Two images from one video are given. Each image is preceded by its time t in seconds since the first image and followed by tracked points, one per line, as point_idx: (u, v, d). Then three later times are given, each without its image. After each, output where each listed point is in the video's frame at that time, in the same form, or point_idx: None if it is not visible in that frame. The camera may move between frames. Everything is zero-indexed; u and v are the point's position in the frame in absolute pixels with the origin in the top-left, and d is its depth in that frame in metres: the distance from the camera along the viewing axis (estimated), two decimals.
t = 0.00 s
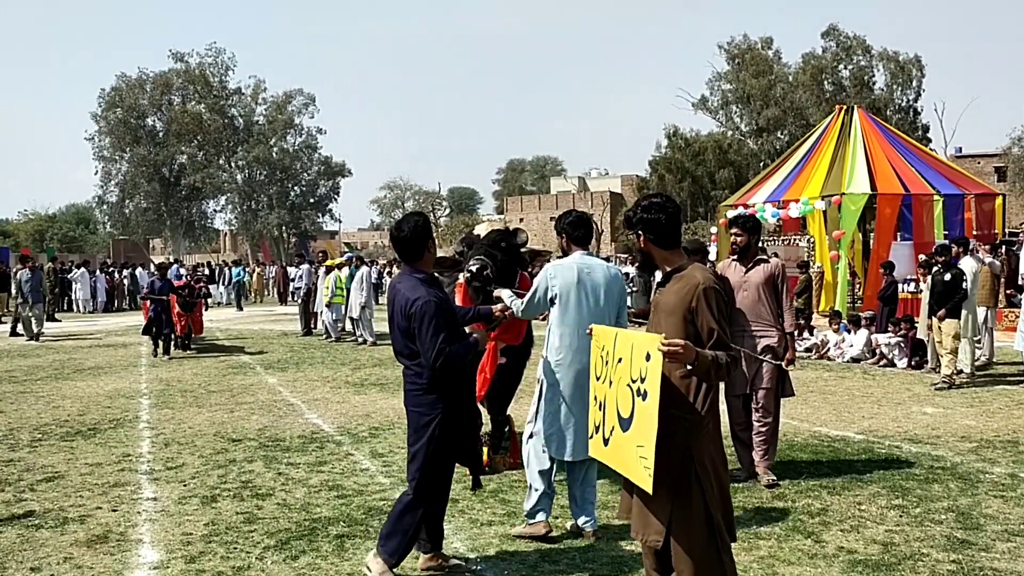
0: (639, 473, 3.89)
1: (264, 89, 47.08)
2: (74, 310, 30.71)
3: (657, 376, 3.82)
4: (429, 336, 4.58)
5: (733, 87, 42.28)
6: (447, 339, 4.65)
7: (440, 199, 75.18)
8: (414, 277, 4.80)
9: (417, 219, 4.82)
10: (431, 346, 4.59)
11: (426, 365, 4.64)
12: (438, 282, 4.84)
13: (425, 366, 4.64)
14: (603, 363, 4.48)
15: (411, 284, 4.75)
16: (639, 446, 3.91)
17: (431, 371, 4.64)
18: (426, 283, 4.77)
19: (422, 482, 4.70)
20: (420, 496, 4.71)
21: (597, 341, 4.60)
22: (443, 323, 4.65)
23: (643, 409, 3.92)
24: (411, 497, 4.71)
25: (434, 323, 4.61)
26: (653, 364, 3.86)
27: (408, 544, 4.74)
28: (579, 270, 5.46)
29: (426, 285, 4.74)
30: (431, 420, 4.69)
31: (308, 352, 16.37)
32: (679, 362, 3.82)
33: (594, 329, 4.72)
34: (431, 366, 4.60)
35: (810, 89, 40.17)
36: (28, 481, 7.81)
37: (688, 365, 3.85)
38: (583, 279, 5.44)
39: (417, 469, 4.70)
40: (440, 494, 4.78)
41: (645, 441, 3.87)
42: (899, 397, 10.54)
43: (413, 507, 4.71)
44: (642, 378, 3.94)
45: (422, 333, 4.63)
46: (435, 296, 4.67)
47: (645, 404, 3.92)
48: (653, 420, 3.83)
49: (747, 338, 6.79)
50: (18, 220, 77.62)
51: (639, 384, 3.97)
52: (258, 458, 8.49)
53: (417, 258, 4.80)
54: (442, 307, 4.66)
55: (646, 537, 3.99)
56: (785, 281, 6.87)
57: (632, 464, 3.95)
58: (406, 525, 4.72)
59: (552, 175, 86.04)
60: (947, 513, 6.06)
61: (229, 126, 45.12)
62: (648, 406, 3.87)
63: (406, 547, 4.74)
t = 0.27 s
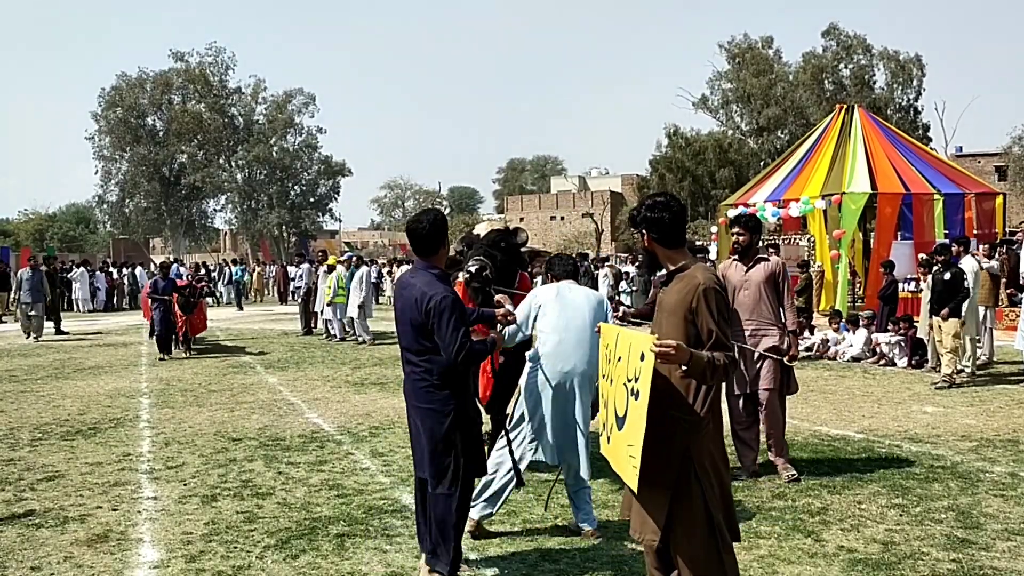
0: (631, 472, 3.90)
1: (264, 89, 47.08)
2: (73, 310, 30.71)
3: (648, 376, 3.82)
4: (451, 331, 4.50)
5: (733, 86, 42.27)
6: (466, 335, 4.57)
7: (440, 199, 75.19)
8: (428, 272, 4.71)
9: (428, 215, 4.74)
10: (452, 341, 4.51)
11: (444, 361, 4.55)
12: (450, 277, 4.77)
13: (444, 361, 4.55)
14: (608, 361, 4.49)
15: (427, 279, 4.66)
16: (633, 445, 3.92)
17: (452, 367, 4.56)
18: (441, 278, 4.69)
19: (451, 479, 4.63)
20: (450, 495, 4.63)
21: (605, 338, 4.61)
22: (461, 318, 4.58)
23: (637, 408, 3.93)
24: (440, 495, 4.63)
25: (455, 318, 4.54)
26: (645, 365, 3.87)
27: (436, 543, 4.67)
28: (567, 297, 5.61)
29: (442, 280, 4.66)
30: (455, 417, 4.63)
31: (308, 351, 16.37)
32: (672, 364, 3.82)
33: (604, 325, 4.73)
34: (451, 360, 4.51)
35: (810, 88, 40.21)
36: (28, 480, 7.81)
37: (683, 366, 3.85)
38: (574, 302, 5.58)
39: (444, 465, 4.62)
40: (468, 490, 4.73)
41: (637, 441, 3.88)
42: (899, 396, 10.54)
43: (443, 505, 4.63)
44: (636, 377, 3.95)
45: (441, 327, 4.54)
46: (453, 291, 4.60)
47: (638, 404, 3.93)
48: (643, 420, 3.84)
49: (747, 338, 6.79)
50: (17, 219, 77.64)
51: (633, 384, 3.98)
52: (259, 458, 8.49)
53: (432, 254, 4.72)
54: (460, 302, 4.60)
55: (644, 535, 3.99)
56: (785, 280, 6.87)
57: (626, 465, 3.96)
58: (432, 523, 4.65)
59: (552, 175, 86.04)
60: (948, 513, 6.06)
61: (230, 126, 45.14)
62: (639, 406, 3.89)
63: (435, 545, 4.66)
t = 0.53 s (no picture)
0: (629, 471, 3.94)
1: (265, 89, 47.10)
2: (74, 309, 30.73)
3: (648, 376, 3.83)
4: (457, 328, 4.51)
5: (734, 85, 42.27)
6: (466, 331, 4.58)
7: (441, 198, 75.20)
8: (429, 270, 4.72)
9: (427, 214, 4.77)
10: (457, 338, 4.53)
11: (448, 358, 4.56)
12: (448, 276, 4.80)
13: (448, 358, 4.55)
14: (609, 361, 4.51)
15: (428, 277, 4.68)
16: (632, 446, 3.95)
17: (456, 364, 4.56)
18: (441, 276, 4.71)
19: (449, 480, 4.64)
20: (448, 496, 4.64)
21: (609, 336, 4.63)
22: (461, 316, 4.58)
23: (635, 408, 3.97)
24: (438, 495, 4.62)
25: (460, 316, 4.56)
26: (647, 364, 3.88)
27: (434, 544, 4.66)
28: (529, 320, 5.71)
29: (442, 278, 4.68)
30: (457, 415, 4.63)
31: (309, 351, 16.37)
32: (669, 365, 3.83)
33: (609, 323, 4.75)
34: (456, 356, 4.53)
35: (811, 88, 40.23)
36: (29, 479, 7.84)
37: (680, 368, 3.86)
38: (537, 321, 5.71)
39: (443, 467, 4.62)
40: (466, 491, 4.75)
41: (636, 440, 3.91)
42: (900, 396, 10.55)
43: (443, 505, 4.64)
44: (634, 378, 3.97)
45: (447, 324, 4.55)
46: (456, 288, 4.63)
47: (636, 406, 3.95)
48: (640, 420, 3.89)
49: (753, 335, 6.78)
50: (19, 219, 77.75)
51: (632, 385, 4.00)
52: (259, 457, 8.50)
53: (430, 251, 4.75)
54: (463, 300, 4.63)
55: (646, 534, 4.00)
56: (788, 278, 6.89)
57: (624, 466, 3.98)
58: (431, 524, 4.65)
59: (552, 174, 86.09)
60: (948, 512, 6.07)
61: (231, 126, 45.18)
62: (638, 406, 3.92)
63: (434, 547, 4.65)
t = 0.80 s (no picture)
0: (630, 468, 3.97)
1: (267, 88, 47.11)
2: (76, 309, 30.75)
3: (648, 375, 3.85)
4: (449, 326, 4.50)
5: (735, 84, 42.26)
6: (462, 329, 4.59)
7: (442, 197, 75.20)
8: (422, 270, 4.74)
9: (417, 213, 4.78)
10: (450, 335, 4.51)
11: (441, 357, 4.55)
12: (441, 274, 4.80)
13: (442, 358, 4.54)
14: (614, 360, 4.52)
15: (421, 278, 4.69)
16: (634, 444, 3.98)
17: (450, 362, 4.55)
18: (435, 276, 4.72)
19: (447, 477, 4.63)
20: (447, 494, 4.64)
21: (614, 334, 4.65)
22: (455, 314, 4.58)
23: (637, 407, 3.99)
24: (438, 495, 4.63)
25: (451, 314, 4.54)
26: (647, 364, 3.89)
27: (437, 544, 4.68)
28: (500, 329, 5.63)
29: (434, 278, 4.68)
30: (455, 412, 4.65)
31: (310, 350, 16.37)
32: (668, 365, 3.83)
33: (614, 321, 4.75)
34: (447, 354, 4.51)
35: (812, 87, 40.25)
36: (32, 478, 7.85)
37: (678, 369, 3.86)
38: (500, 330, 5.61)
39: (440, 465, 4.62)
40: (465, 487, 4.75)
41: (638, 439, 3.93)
42: (901, 395, 10.55)
43: (444, 503, 4.65)
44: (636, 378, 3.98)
45: (440, 323, 4.54)
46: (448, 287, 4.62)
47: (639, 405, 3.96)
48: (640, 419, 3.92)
49: (757, 334, 6.79)
50: (20, 218, 77.80)
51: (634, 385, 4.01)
52: (261, 456, 8.51)
53: (419, 252, 4.75)
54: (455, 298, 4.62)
55: (647, 532, 4.01)
56: (792, 277, 6.90)
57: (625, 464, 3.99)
58: (432, 524, 4.68)
59: (553, 174, 86.11)
60: (949, 510, 6.07)
61: (232, 125, 45.20)
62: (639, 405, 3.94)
63: (436, 547, 4.67)
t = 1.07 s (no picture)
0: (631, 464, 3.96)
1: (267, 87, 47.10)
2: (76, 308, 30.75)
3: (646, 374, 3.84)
4: (433, 323, 4.50)
5: (736, 83, 42.26)
6: (447, 327, 4.56)
7: (442, 197, 75.20)
8: (414, 268, 4.72)
9: (409, 213, 4.79)
10: (432, 331, 4.50)
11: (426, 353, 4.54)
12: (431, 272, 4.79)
13: (426, 353, 4.53)
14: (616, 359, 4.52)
15: (411, 274, 4.68)
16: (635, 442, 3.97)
17: (435, 357, 4.54)
18: (426, 273, 4.71)
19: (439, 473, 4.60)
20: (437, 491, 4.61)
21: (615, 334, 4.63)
22: (441, 311, 4.56)
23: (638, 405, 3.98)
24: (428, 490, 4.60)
25: (437, 311, 4.53)
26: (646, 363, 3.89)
27: (428, 541, 4.64)
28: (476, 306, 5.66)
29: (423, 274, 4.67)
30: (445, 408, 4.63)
31: (310, 349, 16.37)
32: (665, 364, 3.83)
33: (616, 321, 4.73)
34: (431, 350, 4.50)
35: (812, 86, 40.26)
36: (31, 478, 7.84)
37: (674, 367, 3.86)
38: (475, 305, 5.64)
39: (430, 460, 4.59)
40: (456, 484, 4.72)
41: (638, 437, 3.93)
42: (901, 394, 10.54)
43: (434, 499, 4.61)
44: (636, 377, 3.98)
45: (427, 318, 4.53)
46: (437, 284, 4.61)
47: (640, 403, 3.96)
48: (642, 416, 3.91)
49: (757, 333, 6.77)
50: (21, 217, 77.84)
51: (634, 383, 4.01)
52: (261, 456, 8.50)
53: (411, 250, 4.76)
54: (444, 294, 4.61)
55: (649, 531, 4.00)
56: (792, 276, 6.91)
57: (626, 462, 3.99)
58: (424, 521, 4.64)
59: (554, 173, 86.13)
60: (949, 510, 6.07)
61: (232, 124, 45.20)
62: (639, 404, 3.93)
63: (428, 543, 4.63)
